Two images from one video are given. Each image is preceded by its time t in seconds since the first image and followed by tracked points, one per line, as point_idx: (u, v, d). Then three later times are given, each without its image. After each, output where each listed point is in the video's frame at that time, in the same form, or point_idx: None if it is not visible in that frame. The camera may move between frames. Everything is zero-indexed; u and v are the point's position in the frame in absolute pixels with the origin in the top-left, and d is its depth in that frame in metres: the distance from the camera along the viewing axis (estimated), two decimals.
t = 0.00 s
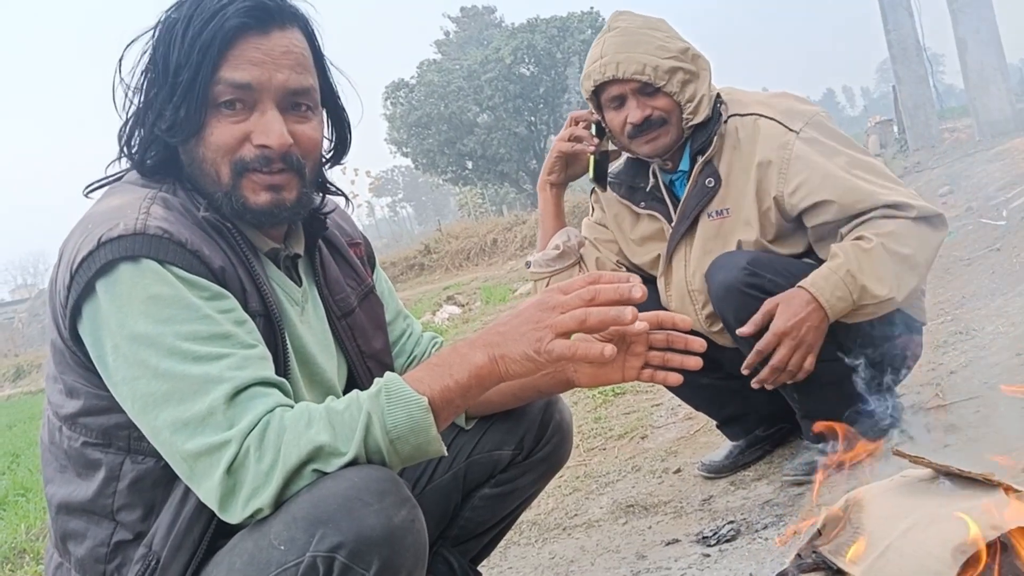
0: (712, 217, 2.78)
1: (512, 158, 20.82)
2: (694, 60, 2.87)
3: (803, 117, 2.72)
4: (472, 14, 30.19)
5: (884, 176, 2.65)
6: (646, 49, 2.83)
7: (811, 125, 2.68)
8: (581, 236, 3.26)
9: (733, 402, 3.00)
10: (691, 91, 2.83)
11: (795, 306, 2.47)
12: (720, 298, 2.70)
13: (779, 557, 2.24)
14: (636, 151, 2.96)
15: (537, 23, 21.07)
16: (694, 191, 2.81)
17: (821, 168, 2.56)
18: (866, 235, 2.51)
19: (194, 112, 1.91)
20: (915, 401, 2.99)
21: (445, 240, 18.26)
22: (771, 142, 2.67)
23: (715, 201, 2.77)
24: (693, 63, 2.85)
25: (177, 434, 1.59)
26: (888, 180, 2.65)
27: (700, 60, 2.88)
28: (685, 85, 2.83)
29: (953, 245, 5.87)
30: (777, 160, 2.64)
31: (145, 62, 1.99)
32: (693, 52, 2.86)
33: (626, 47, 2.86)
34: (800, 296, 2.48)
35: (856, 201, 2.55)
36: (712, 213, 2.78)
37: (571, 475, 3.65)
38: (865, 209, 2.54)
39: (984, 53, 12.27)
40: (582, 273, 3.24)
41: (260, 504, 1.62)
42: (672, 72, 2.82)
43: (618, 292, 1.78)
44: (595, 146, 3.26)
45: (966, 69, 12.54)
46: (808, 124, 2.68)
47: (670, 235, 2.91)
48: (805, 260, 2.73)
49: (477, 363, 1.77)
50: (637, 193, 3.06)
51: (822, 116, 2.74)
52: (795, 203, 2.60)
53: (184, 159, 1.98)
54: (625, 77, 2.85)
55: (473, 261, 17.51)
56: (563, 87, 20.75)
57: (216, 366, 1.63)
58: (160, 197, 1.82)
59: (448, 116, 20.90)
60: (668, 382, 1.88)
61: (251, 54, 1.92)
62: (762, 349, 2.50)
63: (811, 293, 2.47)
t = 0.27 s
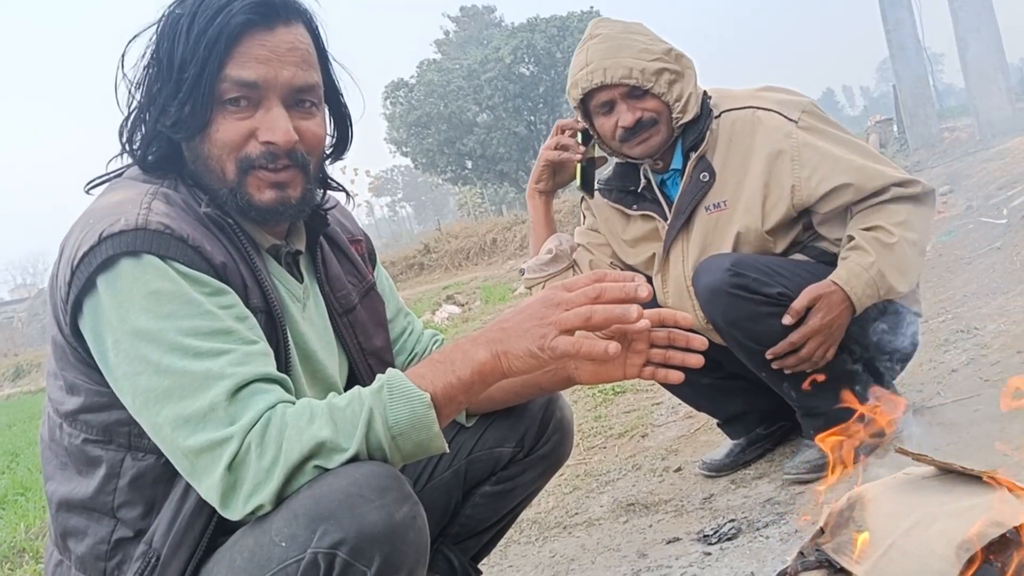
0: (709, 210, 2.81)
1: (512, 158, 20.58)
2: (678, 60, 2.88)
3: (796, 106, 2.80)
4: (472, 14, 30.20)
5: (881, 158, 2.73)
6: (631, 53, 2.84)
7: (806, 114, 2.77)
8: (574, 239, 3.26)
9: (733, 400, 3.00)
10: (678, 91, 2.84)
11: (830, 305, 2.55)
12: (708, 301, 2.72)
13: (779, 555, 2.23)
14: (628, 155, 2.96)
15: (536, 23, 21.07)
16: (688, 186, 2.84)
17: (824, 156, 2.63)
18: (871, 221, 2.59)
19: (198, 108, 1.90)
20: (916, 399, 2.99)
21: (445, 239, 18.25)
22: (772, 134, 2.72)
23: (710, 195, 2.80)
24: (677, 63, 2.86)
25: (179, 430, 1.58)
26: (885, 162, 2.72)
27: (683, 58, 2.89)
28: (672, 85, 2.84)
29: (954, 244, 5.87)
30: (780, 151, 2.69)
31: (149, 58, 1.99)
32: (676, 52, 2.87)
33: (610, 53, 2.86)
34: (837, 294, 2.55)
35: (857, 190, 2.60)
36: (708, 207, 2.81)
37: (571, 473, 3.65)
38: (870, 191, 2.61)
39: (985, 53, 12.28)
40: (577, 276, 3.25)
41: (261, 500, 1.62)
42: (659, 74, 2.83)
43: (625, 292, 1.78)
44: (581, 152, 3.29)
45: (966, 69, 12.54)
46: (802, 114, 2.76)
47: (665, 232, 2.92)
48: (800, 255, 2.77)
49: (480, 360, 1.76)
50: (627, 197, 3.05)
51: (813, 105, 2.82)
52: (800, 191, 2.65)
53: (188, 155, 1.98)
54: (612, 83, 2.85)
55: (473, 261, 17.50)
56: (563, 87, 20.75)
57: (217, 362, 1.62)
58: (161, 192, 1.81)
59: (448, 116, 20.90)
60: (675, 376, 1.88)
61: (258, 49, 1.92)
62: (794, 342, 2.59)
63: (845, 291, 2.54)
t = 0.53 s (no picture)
0: (700, 212, 2.82)
1: (512, 158, 20.62)
2: (663, 65, 2.90)
3: (784, 108, 2.81)
4: (472, 15, 30.22)
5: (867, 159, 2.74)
6: (616, 62, 2.86)
7: (794, 116, 2.78)
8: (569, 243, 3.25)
9: (733, 401, 3.00)
10: (665, 96, 2.86)
11: (813, 297, 2.56)
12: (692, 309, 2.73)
13: (780, 556, 2.23)
14: (619, 161, 2.97)
15: (536, 23, 21.09)
16: (679, 189, 2.84)
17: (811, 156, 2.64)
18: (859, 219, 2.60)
19: (203, 110, 1.90)
20: (916, 399, 2.99)
21: (445, 240, 18.25)
22: (761, 136, 2.73)
23: (702, 197, 2.81)
24: (662, 69, 2.88)
25: (180, 430, 1.58)
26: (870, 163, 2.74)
27: (669, 64, 2.92)
28: (659, 90, 2.86)
29: (954, 245, 5.87)
30: (769, 153, 2.69)
31: (152, 58, 1.98)
32: (661, 58, 2.89)
33: (596, 62, 2.88)
34: (817, 286, 2.56)
35: (846, 190, 2.61)
36: (700, 208, 2.81)
37: (572, 474, 3.65)
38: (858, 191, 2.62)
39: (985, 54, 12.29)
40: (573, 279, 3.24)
41: (262, 501, 1.62)
42: (645, 80, 2.84)
43: (626, 293, 1.78)
44: (570, 161, 3.32)
45: (966, 70, 12.56)
46: (790, 116, 2.77)
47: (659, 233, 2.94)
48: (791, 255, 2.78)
49: (481, 361, 1.76)
50: (620, 201, 3.06)
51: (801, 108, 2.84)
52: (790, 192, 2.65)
53: (191, 157, 1.97)
54: (599, 91, 2.87)
55: (473, 261, 17.51)
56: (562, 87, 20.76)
57: (218, 363, 1.62)
58: (161, 193, 1.81)
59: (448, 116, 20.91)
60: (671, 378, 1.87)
61: (262, 51, 1.92)
62: (779, 335, 2.58)
63: (826, 283, 2.55)
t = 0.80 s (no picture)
0: (695, 216, 2.82)
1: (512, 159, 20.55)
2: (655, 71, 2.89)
3: (778, 111, 2.80)
4: (472, 15, 30.23)
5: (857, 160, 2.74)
6: (607, 70, 2.85)
7: (788, 119, 2.77)
8: (565, 248, 3.23)
9: (733, 402, 3.00)
10: (657, 102, 2.85)
11: (784, 269, 2.56)
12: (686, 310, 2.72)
13: (781, 557, 2.23)
14: (611, 168, 2.97)
15: (536, 24, 21.10)
16: (674, 194, 2.85)
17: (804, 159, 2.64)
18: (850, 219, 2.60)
19: (240, 118, 1.88)
20: (916, 400, 2.99)
21: (445, 241, 18.26)
22: (754, 138, 2.73)
23: (696, 201, 2.81)
24: (654, 75, 2.87)
25: (181, 433, 1.59)
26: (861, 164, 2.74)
27: (662, 69, 2.90)
28: (651, 97, 2.85)
29: (954, 245, 5.88)
30: (762, 157, 2.69)
31: (169, 57, 1.93)
32: (653, 64, 2.87)
33: (587, 70, 2.87)
34: (789, 261, 2.56)
35: (837, 193, 2.61)
36: (695, 213, 2.81)
37: (572, 475, 3.65)
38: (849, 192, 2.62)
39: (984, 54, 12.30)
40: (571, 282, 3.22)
41: (263, 503, 1.62)
42: (636, 87, 2.84)
43: (626, 294, 1.80)
44: (563, 166, 3.32)
45: (966, 71, 12.57)
46: (783, 119, 2.76)
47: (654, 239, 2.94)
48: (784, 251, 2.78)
49: (481, 362, 1.76)
50: (616, 207, 3.08)
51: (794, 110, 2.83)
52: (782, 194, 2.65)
53: (210, 160, 1.95)
54: (590, 100, 2.86)
55: (473, 262, 17.51)
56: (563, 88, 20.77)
57: (218, 365, 1.63)
58: (162, 196, 1.81)
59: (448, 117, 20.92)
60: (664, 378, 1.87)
61: (302, 59, 1.91)
62: (752, 309, 2.57)
63: (796, 258, 2.55)
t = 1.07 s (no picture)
0: (693, 218, 2.82)
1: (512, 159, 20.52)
2: (652, 77, 2.87)
3: (775, 113, 2.80)
4: (472, 16, 30.24)
5: (851, 161, 2.75)
6: (605, 76, 2.84)
7: (783, 121, 2.77)
8: (565, 250, 3.22)
9: (733, 403, 3.01)
10: (654, 108, 2.85)
11: (767, 261, 2.59)
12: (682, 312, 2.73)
13: (780, 558, 2.24)
14: (609, 173, 2.97)
15: (537, 24, 21.10)
16: (673, 195, 2.85)
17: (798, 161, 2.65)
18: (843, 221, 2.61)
19: (251, 120, 1.88)
20: (916, 402, 2.99)
21: (446, 241, 18.26)
22: (751, 139, 2.73)
23: (694, 203, 2.82)
24: (651, 81, 2.85)
25: (181, 434, 1.59)
26: (856, 165, 2.75)
27: (659, 74, 2.89)
28: (648, 102, 2.85)
29: (954, 246, 5.88)
30: (758, 159, 2.69)
31: (175, 57, 1.92)
32: (650, 70, 2.86)
33: (584, 77, 2.86)
34: (771, 254, 2.59)
35: (829, 195, 2.62)
36: (691, 214, 2.82)
37: (572, 476, 3.65)
38: (843, 194, 2.63)
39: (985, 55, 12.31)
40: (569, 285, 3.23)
41: (263, 504, 1.63)
42: (634, 93, 2.83)
43: (624, 294, 1.80)
44: (562, 168, 3.31)
45: (966, 71, 12.58)
46: (779, 120, 2.76)
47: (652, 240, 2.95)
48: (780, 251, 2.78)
49: (481, 364, 1.77)
50: (614, 209, 3.08)
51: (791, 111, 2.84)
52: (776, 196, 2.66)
53: (217, 161, 1.95)
54: (588, 107, 2.85)
55: (474, 263, 17.52)
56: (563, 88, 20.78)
57: (219, 366, 1.63)
58: (163, 198, 1.82)
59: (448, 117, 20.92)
60: (656, 377, 1.88)
61: (309, 60, 1.92)
62: (740, 301, 2.58)
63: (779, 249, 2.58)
